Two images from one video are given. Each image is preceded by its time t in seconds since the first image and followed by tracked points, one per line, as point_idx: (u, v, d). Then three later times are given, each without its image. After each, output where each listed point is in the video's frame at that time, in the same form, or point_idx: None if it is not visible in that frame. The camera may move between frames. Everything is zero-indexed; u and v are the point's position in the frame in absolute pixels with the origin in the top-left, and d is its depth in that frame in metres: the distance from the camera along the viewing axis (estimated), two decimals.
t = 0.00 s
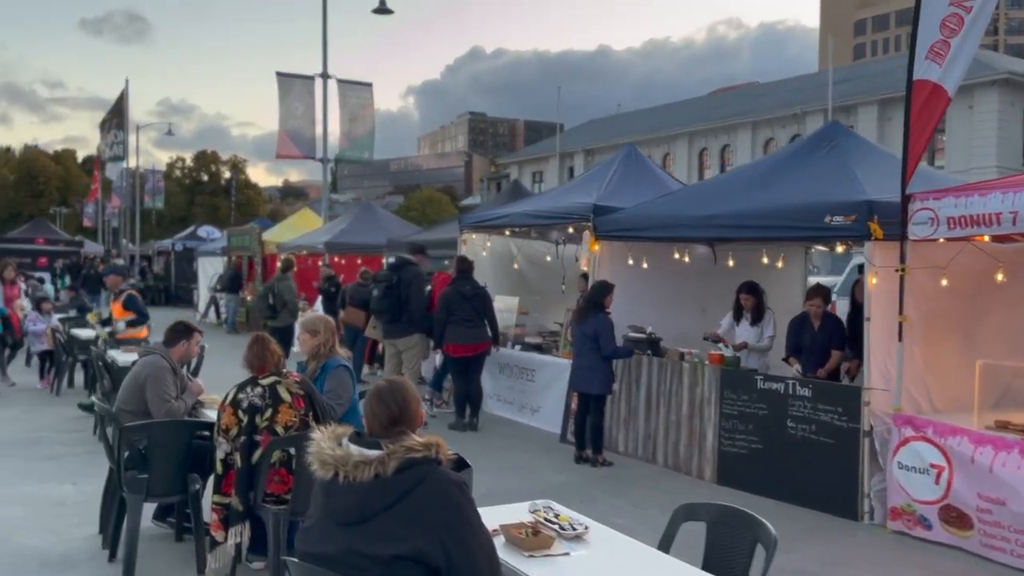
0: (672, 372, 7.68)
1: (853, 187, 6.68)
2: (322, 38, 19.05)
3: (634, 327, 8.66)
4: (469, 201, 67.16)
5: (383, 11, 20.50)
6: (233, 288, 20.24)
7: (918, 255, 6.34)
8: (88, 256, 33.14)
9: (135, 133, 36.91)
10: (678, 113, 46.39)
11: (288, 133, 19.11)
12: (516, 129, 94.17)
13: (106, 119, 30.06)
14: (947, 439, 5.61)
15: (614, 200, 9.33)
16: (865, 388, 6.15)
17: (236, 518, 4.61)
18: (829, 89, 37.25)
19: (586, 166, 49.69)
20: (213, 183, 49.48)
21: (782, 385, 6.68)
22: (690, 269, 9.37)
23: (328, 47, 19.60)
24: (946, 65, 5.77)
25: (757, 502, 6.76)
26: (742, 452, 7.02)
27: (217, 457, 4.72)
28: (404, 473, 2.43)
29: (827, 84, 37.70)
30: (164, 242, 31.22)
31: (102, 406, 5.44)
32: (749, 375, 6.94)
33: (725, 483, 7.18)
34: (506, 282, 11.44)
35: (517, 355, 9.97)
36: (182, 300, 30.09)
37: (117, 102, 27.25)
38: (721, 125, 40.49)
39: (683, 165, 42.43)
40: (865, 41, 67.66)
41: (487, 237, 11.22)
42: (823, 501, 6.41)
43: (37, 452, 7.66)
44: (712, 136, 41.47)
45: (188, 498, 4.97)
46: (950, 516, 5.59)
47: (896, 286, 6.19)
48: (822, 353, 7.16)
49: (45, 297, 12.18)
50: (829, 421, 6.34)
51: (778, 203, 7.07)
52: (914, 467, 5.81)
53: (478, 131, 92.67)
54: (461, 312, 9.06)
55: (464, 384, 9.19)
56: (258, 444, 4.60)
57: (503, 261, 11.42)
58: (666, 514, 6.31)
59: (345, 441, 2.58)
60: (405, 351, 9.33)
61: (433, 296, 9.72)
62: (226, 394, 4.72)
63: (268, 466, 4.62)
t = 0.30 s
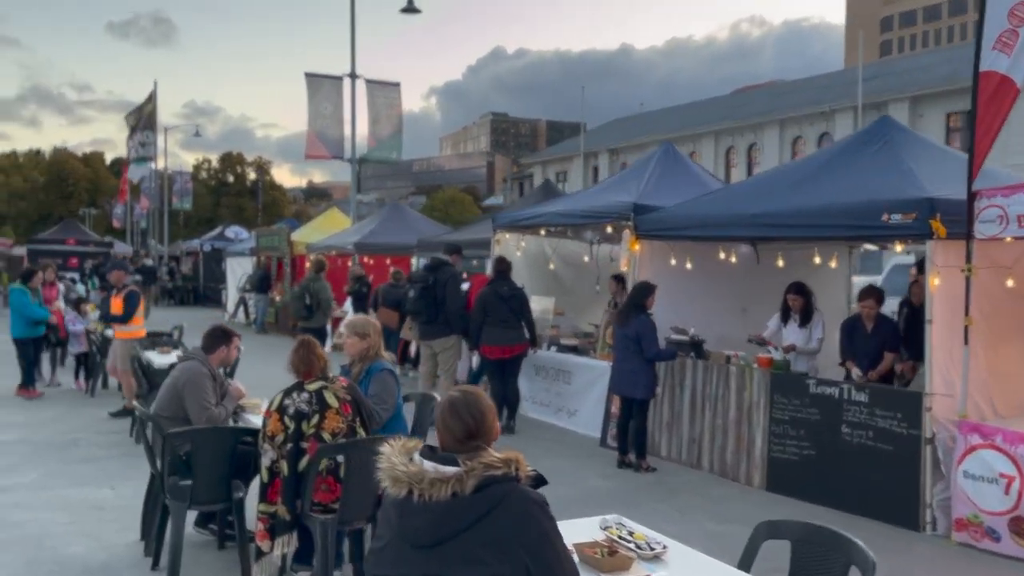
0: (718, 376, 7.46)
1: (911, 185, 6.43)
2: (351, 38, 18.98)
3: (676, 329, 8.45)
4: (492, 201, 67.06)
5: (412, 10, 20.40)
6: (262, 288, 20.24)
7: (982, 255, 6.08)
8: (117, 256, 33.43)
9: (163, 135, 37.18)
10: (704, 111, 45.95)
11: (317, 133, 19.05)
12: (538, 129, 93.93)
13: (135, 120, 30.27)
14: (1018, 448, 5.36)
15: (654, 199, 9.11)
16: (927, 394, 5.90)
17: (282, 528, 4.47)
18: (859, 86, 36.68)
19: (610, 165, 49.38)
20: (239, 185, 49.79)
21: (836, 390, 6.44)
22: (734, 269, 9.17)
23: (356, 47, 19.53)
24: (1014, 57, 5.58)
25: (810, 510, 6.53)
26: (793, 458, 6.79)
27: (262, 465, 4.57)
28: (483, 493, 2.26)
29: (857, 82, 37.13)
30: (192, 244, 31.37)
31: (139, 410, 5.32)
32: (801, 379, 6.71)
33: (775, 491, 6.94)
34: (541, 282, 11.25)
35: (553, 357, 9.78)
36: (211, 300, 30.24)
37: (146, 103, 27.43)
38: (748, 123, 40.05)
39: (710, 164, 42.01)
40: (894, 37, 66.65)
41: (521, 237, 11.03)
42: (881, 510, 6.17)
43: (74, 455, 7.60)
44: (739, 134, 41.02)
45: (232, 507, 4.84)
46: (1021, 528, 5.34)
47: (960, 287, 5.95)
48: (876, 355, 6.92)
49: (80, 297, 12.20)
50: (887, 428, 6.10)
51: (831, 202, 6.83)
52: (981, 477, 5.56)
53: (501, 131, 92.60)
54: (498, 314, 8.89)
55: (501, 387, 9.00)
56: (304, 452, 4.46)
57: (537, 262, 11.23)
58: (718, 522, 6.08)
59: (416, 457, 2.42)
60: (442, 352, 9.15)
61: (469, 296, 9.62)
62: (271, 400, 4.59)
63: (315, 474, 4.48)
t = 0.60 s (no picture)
0: (763, 375, 7.19)
1: (971, 175, 6.18)
2: (375, 33, 18.83)
3: (718, 327, 8.20)
4: (513, 200, 66.85)
5: (435, 4, 20.19)
6: (286, 286, 20.13)
7: None
8: (141, 256, 33.52)
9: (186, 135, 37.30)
10: (728, 107, 45.46)
11: (341, 130, 18.92)
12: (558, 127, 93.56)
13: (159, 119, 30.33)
14: None
15: (692, 193, 8.84)
16: (993, 394, 5.61)
17: (322, 534, 4.27)
18: (887, 80, 36.09)
19: (633, 162, 48.99)
20: (259, 184, 49.90)
21: (892, 390, 6.16)
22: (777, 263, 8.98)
23: (379, 43, 19.38)
24: None
25: (865, 515, 6.25)
26: (845, 461, 6.51)
27: (301, 469, 4.37)
28: (567, 506, 2.04)
29: (884, 75, 36.54)
30: (215, 243, 31.39)
31: (170, 412, 5.13)
32: (854, 379, 6.43)
33: (826, 495, 6.67)
34: (573, 279, 11.00)
35: (587, 356, 9.53)
36: (234, 299, 30.25)
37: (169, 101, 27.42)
38: (773, 119, 39.56)
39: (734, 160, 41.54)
40: (919, 31, 65.71)
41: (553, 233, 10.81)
42: (942, 516, 5.89)
43: (105, 455, 7.46)
44: (764, 130, 40.53)
45: (268, 511, 4.65)
46: None
47: None
48: (932, 353, 6.64)
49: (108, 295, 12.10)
50: (948, 430, 5.82)
51: (884, 193, 6.58)
52: None
53: (520, 129, 92.37)
54: (533, 311, 8.66)
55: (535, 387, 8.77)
56: (346, 455, 4.26)
57: (569, 259, 11.00)
58: (770, 529, 5.82)
59: (488, 465, 2.19)
60: (474, 351, 8.93)
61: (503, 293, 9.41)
62: (311, 400, 4.38)
63: (357, 478, 4.27)
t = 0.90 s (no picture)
0: (806, 377, 6.91)
1: None
2: (394, 29, 18.64)
3: (755, 326, 7.92)
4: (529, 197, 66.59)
5: None
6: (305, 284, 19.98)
7: None
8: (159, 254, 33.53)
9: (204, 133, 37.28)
10: (747, 101, 45.01)
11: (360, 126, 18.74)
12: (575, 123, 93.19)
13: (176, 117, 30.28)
14: None
15: (727, 187, 8.57)
16: None
17: (357, 549, 4.04)
18: (911, 73, 35.58)
19: (651, 158, 48.61)
20: (276, 182, 49.88)
21: (947, 393, 5.87)
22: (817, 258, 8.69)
23: (399, 38, 19.18)
24: None
25: (918, 524, 5.97)
26: (895, 468, 6.22)
27: (335, 479, 4.15)
28: (658, 539, 1.79)
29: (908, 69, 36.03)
30: (233, 240, 31.34)
31: (196, 416, 4.94)
32: (905, 381, 6.14)
33: (874, 502, 6.38)
34: (601, 277, 10.76)
35: (616, 356, 9.28)
36: (253, 297, 30.18)
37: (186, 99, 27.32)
38: (794, 113, 39.11)
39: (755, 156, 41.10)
40: (941, 23, 64.83)
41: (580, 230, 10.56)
42: (1002, 527, 5.59)
43: (127, 459, 7.29)
44: (785, 125, 40.07)
45: (300, 522, 4.44)
46: None
47: None
48: (988, 353, 6.32)
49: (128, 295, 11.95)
50: (1009, 435, 5.52)
51: (936, 186, 6.39)
52: None
53: (536, 125, 92.08)
54: (563, 310, 8.43)
55: (565, 388, 8.54)
56: (382, 465, 4.03)
57: (597, 256, 10.75)
58: (819, 540, 5.56)
59: (561, 490, 1.94)
60: (502, 351, 8.71)
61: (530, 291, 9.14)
62: (344, 407, 4.15)
63: (394, 490, 4.04)
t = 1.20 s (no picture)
0: (851, 376, 6.65)
1: None
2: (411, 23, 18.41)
3: (794, 323, 7.66)
4: (544, 193, 66.31)
5: None
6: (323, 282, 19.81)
7: None
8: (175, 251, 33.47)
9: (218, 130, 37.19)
10: (764, 95, 44.56)
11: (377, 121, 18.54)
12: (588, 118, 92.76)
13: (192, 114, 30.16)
14: None
15: (762, 180, 8.30)
16: None
17: (397, 561, 3.83)
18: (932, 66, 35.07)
19: (667, 153, 48.22)
20: (290, 178, 49.81)
21: (1005, 395, 5.59)
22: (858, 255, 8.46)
23: (416, 32, 18.95)
24: None
25: (972, 530, 5.72)
26: (947, 472, 5.96)
27: (372, 487, 3.94)
28: None
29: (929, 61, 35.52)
30: (249, 237, 31.25)
31: (225, 420, 4.74)
32: (958, 382, 5.87)
33: (924, 508, 6.12)
34: (629, 273, 10.52)
35: (647, 354, 9.04)
36: (269, 294, 30.08)
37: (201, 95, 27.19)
38: (813, 107, 38.66)
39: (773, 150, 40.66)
40: (960, 15, 64.05)
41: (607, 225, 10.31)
42: None
43: (150, 462, 7.12)
44: (803, 118, 39.61)
45: (335, 532, 4.24)
46: None
47: None
48: None
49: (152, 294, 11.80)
50: None
51: (989, 178, 6.05)
52: None
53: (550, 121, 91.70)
54: (593, 308, 8.19)
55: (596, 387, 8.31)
56: (423, 473, 3.82)
57: (624, 252, 10.51)
58: (871, 548, 5.33)
59: (658, 515, 1.74)
60: (530, 350, 8.49)
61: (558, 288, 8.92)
62: (381, 412, 3.93)
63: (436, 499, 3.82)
